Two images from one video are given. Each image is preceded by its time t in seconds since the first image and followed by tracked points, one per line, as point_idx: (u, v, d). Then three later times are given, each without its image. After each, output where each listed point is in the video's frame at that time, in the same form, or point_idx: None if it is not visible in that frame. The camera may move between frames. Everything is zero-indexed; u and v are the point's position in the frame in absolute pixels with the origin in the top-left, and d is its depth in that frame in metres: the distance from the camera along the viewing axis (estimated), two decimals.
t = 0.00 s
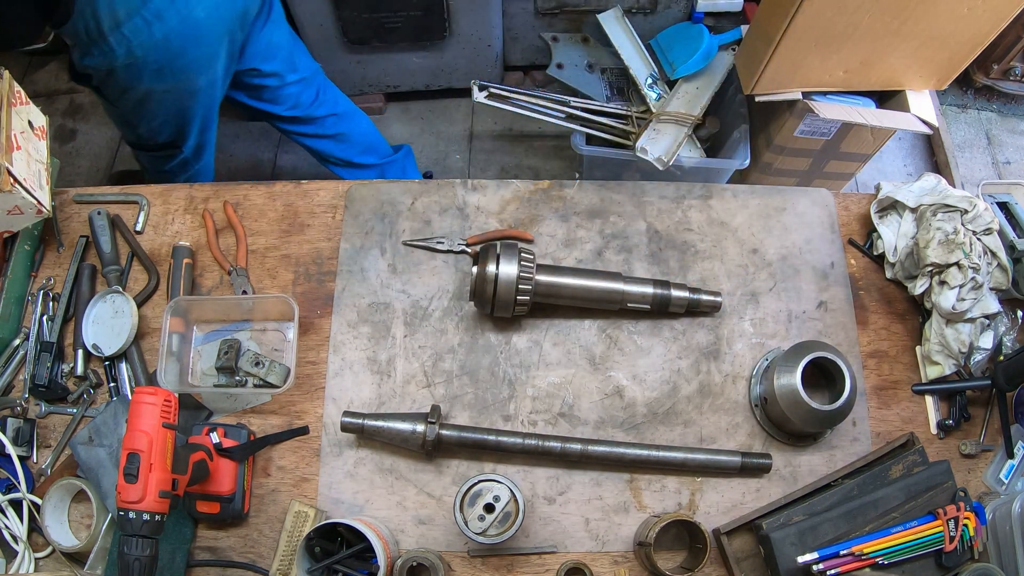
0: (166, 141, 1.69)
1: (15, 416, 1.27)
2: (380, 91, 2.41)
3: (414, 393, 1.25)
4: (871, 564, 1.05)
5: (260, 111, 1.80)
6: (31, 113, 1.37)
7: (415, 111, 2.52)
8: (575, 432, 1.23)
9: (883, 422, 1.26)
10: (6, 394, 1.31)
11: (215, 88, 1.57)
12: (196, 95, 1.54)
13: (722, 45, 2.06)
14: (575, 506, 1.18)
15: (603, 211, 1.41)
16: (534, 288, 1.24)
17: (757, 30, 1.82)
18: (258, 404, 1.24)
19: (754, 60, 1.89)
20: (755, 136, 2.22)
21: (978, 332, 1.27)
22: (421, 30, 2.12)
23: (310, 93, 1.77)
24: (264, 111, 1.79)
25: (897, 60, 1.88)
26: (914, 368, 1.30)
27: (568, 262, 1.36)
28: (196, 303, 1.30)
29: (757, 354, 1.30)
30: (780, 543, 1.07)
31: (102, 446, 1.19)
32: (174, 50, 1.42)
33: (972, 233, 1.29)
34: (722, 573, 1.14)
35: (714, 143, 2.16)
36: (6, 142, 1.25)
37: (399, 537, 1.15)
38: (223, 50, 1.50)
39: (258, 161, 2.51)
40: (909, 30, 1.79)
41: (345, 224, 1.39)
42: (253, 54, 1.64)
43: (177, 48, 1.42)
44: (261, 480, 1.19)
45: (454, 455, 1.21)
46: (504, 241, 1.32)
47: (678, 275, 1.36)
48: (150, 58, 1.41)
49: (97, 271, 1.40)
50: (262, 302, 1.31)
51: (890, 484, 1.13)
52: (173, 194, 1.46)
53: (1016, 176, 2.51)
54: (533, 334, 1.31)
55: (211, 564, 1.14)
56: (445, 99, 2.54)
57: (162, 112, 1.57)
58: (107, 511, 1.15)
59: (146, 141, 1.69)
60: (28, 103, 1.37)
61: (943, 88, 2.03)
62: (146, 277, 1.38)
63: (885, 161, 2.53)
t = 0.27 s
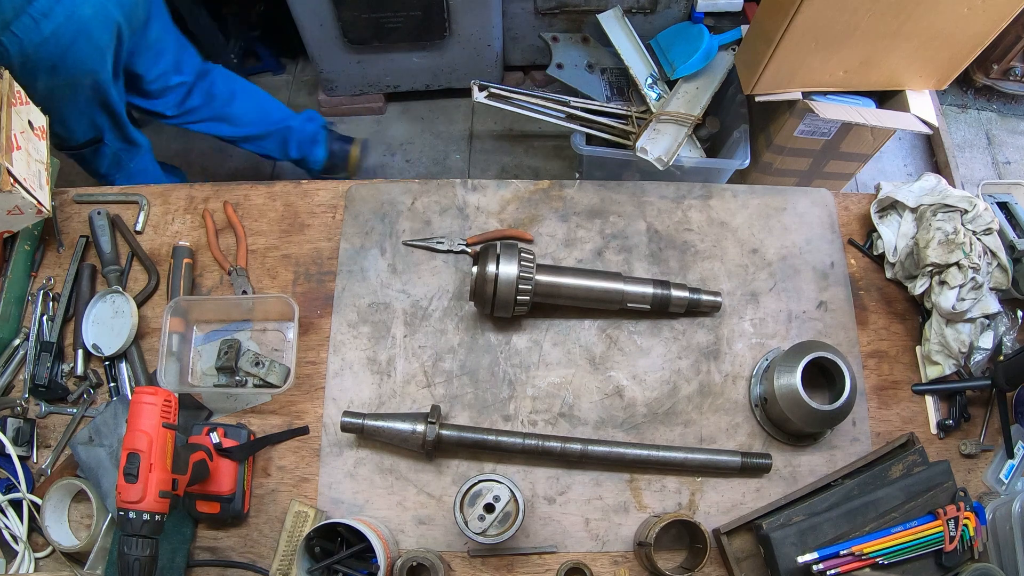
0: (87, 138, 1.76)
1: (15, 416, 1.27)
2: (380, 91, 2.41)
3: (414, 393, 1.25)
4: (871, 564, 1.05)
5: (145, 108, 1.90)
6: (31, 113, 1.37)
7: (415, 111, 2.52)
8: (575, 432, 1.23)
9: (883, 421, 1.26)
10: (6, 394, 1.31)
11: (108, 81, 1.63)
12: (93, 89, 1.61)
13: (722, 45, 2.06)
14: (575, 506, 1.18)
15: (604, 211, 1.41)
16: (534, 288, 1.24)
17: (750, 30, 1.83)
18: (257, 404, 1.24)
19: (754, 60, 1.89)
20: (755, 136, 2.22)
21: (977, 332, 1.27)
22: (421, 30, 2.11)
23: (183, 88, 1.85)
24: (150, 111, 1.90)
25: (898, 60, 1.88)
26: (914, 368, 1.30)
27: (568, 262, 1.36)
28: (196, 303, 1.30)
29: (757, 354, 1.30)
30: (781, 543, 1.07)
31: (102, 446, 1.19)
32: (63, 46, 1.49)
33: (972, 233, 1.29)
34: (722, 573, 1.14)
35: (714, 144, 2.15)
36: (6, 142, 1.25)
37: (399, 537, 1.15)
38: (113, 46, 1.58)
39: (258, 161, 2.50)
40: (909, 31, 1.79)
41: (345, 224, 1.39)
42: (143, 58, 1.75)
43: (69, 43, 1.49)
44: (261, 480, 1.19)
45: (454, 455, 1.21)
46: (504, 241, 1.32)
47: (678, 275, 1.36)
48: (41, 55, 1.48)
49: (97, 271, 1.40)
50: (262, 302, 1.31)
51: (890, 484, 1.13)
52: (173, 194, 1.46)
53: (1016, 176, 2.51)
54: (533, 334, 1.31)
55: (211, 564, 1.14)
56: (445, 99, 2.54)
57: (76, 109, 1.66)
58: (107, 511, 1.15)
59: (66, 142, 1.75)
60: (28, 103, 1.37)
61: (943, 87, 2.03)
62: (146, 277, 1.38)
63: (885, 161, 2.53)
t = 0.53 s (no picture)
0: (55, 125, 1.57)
1: (15, 416, 1.27)
2: (380, 91, 2.41)
3: (414, 393, 1.25)
4: (871, 564, 1.05)
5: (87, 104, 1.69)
6: (31, 113, 1.37)
7: (415, 111, 2.53)
8: (575, 432, 1.23)
9: (883, 421, 1.26)
10: (6, 394, 1.31)
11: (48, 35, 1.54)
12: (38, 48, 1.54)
13: (722, 45, 2.07)
14: (575, 506, 1.18)
15: (604, 211, 1.41)
16: (534, 288, 1.24)
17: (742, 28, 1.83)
18: (258, 404, 1.24)
19: (754, 60, 1.89)
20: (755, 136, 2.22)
21: (977, 332, 1.27)
22: (421, 30, 2.11)
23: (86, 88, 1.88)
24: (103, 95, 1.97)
25: (898, 60, 1.88)
26: (914, 368, 1.30)
27: (568, 262, 1.36)
28: (196, 303, 1.30)
29: (757, 354, 1.30)
30: (781, 542, 1.07)
31: (102, 446, 1.19)
32: None
33: (972, 233, 1.29)
34: (722, 573, 1.14)
35: (714, 145, 2.15)
36: (6, 142, 1.25)
37: (399, 537, 1.15)
38: None
39: (258, 161, 2.49)
40: (909, 30, 1.79)
41: (345, 224, 1.39)
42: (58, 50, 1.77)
43: None
44: (261, 480, 1.19)
45: (454, 455, 1.21)
46: (504, 241, 1.32)
47: (678, 275, 1.36)
48: None
49: (97, 271, 1.40)
50: (263, 302, 1.31)
51: (890, 484, 1.13)
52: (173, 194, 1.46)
53: (1016, 176, 2.51)
54: (533, 334, 1.31)
55: (211, 564, 1.14)
56: (445, 99, 2.54)
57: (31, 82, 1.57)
58: (107, 511, 1.15)
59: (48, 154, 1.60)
60: (28, 103, 1.37)
61: (943, 88, 2.03)
62: (146, 277, 1.38)
63: (885, 161, 2.53)
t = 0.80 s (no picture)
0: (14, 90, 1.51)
1: (15, 416, 1.27)
2: (380, 91, 2.41)
3: (414, 393, 1.25)
4: (871, 564, 1.05)
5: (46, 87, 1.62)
6: (31, 113, 1.37)
7: (415, 111, 2.53)
8: (575, 432, 1.23)
9: (883, 422, 1.26)
10: (6, 394, 1.31)
11: None
12: None
13: (722, 45, 2.07)
14: (575, 506, 1.18)
15: (604, 211, 1.41)
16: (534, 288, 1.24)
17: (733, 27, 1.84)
18: (258, 404, 1.24)
19: (754, 61, 1.89)
20: (756, 136, 2.22)
21: (978, 332, 1.27)
22: (420, 30, 2.11)
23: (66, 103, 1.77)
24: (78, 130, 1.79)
25: (898, 60, 1.88)
26: (914, 368, 1.30)
27: (568, 262, 1.36)
28: (196, 303, 1.30)
29: (757, 354, 1.30)
30: (781, 542, 1.07)
31: (102, 446, 1.19)
32: None
33: (972, 233, 1.29)
34: (722, 573, 1.14)
35: (714, 145, 2.15)
36: (5, 142, 1.25)
37: (398, 536, 1.15)
38: None
39: (258, 161, 2.49)
40: (909, 30, 1.79)
41: (345, 224, 1.39)
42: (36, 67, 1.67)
43: None
44: (261, 480, 1.19)
45: (454, 455, 1.21)
46: (504, 241, 1.32)
47: (678, 275, 1.36)
48: None
49: (97, 271, 1.40)
50: (262, 302, 1.31)
51: (890, 484, 1.13)
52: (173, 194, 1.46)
53: (1016, 176, 2.51)
54: (533, 334, 1.31)
55: (211, 564, 1.14)
56: (445, 99, 2.54)
57: None
58: (107, 511, 1.15)
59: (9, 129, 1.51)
60: (28, 103, 1.37)
61: (942, 88, 2.03)
62: (146, 277, 1.38)
63: (885, 161, 2.53)
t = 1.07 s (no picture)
0: None
1: (15, 416, 1.27)
2: (380, 91, 2.41)
3: (414, 393, 1.25)
4: (871, 564, 1.05)
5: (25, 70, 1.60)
6: (31, 113, 1.37)
7: (415, 111, 2.53)
8: (575, 432, 1.23)
9: (883, 422, 1.26)
10: (6, 394, 1.31)
11: None
12: None
13: (722, 45, 2.07)
14: (575, 506, 1.18)
15: (604, 211, 1.41)
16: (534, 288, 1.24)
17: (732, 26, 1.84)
18: (258, 404, 1.24)
19: (754, 61, 1.89)
20: (755, 136, 2.22)
21: (978, 332, 1.27)
22: (420, 30, 2.11)
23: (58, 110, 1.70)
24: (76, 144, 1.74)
25: (898, 60, 1.88)
26: (914, 368, 1.30)
27: (568, 262, 1.36)
28: (196, 303, 1.30)
29: (757, 354, 1.30)
30: (781, 542, 1.07)
31: (102, 446, 1.19)
32: None
33: (972, 233, 1.29)
34: (722, 573, 1.14)
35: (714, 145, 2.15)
36: (5, 142, 1.25)
37: (399, 536, 1.15)
38: None
39: (258, 161, 2.49)
40: (909, 30, 1.79)
41: (345, 224, 1.39)
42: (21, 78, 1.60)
43: None
44: (261, 480, 1.19)
45: (454, 455, 1.21)
46: (504, 241, 1.32)
47: (678, 275, 1.36)
48: None
49: (97, 271, 1.40)
50: (262, 302, 1.31)
51: (890, 484, 1.13)
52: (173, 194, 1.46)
53: (1016, 176, 2.51)
54: (533, 334, 1.31)
55: (211, 564, 1.14)
56: (445, 99, 2.54)
57: None
58: (107, 511, 1.15)
59: None
60: (28, 103, 1.37)
61: (942, 88, 2.03)
62: (146, 277, 1.38)
63: (885, 161, 2.53)
